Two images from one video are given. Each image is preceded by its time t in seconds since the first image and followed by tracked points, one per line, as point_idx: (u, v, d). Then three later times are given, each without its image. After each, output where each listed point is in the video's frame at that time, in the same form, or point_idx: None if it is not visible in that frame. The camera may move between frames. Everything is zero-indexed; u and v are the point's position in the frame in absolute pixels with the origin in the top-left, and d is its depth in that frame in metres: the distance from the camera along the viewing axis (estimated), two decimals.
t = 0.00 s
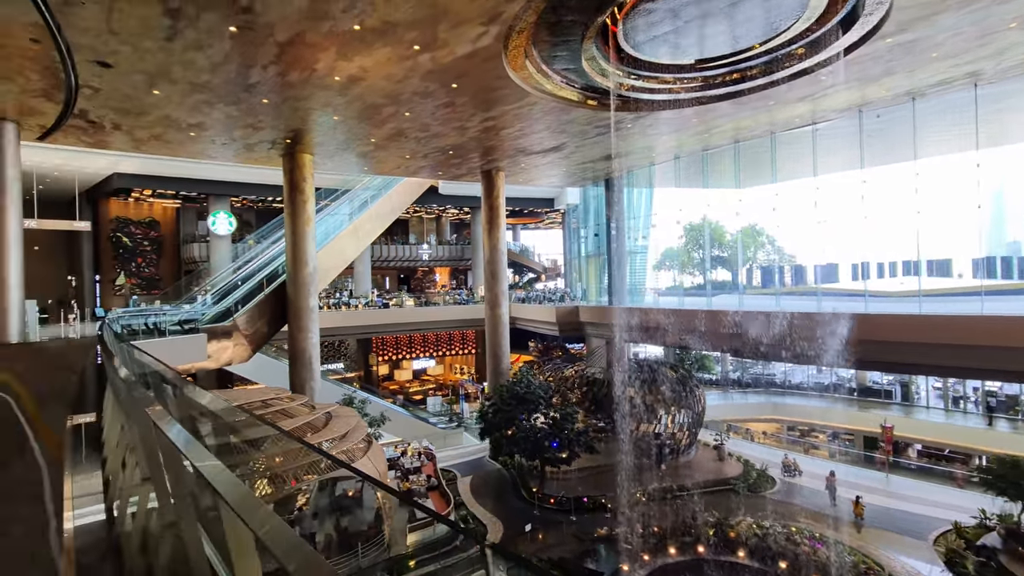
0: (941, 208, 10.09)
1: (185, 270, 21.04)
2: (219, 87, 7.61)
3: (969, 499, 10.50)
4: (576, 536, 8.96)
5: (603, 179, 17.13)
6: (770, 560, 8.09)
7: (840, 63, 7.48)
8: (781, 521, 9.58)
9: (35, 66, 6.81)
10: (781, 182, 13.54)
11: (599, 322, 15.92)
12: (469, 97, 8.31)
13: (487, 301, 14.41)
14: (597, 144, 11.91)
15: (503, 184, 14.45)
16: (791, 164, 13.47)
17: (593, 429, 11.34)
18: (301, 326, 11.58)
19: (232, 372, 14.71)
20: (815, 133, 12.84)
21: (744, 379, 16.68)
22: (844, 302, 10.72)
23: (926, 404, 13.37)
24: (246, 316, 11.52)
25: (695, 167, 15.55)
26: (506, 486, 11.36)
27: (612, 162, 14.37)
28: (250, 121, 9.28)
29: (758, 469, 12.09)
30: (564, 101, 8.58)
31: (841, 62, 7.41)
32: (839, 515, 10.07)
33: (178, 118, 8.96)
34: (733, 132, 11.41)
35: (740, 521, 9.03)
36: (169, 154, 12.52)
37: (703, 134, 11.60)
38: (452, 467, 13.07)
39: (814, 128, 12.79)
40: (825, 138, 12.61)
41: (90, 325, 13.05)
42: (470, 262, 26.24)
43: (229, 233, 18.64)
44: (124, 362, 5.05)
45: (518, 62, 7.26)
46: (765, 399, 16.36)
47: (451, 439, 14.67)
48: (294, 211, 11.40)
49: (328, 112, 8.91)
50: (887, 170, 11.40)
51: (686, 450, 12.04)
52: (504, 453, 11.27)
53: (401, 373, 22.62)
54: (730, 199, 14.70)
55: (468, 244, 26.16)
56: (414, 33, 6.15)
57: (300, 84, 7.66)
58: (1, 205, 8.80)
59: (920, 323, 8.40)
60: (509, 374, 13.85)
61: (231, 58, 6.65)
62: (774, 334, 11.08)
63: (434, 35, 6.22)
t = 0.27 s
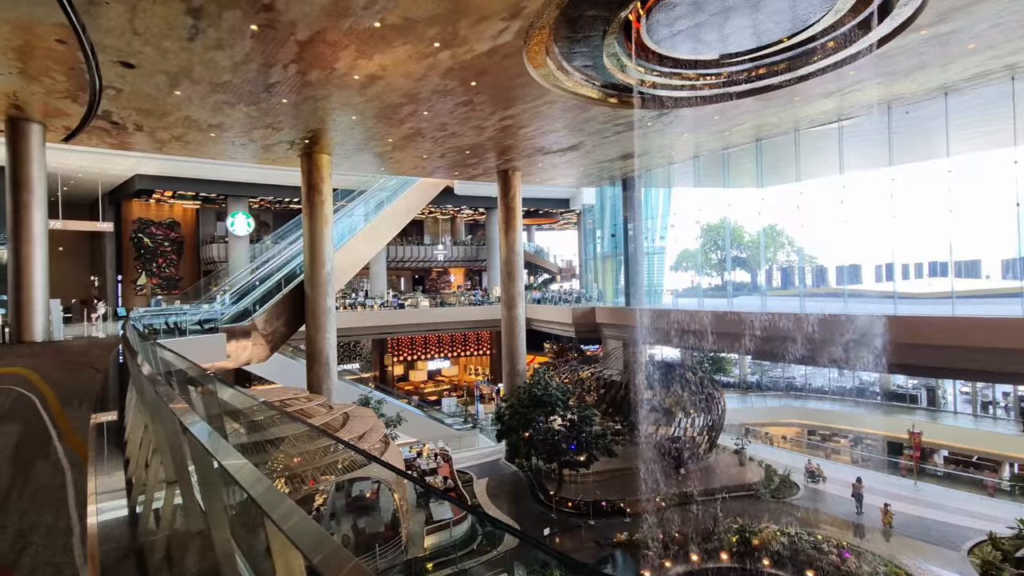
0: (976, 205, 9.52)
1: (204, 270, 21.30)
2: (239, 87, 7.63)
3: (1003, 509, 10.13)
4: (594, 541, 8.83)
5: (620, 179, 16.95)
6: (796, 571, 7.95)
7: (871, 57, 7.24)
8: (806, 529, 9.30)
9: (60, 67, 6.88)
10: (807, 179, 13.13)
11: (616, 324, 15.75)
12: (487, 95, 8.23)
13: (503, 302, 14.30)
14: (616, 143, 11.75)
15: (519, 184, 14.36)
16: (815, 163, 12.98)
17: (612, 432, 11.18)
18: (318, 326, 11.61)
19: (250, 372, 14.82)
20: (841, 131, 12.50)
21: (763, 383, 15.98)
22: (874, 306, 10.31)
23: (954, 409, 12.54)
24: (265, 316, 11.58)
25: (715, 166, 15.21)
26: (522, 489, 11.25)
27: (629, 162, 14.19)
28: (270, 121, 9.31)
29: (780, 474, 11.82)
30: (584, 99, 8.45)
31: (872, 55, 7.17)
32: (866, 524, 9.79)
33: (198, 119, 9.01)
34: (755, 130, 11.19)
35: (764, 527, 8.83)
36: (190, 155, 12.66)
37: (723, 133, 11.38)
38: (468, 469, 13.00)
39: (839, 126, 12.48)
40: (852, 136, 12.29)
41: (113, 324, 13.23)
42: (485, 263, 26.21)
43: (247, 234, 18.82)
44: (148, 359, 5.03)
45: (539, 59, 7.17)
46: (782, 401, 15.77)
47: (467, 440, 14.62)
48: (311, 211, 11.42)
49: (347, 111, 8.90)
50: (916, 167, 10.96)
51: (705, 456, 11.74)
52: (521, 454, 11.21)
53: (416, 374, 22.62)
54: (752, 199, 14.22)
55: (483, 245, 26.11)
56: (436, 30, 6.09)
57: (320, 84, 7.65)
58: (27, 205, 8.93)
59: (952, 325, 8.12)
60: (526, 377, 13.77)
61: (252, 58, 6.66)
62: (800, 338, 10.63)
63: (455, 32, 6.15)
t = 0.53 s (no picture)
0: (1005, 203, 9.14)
1: (220, 271, 21.47)
2: (255, 88, 7.62)
3: None
4: (612, 547, 8.67)
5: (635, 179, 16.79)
6: None
7: (901, 51, 7.02)
8: (828, 537, 9.04)
9: (80, 69, 6.90)
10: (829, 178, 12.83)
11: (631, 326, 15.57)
12: (504, 95, 8.13)
13: (517, 303, 14.21)
14: (632, 142, 11.59)
15: (534, 185, 14.26)
16: (837, 162, 12.79)
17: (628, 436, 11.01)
18: (332, 328, 11.58)
19: (265, 373, 14.87)
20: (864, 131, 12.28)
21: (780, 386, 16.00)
22: (899, 308, 10.01)
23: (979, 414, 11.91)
24: (279, 317, 11.60)
25: (735, 165, 15.00)
26: (537, 493, 11.12)
27: (645, 162, 14.02)
28: (285, 122, 9.29)
29: (801, 480, 11.56)
30: (602, 98, 8.31)
31: (903, 49, 6.95)
32: (892, 532, 9.51)
33: (215, 121, 9.02)
34: (774, 129, 10.97)
35: (787, 535, 8.62)
36: (206, 157, 12.73)
37: (742, 132, 11.17)
38: (482, 472, 12.90)
39: (863, 125, 12.25)
40: (875, 137, 12.11)
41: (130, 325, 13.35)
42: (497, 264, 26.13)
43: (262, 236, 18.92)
44: (165, 362, 4.98)
45: (557, 58, 7.06)
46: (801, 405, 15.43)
47: (480, 443, 14.52)
48: (326, 212, 11.41)
49: (362, 112, 8.86)
50: (942, 166, 10.67)
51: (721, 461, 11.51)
52: (536, 458, 11.10)
53: (428, 376, 22.55)
54: (772, 199, 14.08)
55: (495, 246, 26.04)
56: (453, 28, 6.00)
57: (336, 84, 7.60)
58: (47, 207, 9.00)
59: (980, 328, 7.81)
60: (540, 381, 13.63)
61: (269, 58, 6.63)
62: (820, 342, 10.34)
63: (473, 30, 6.06)
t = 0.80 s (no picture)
0: None
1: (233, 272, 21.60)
2: (271, 87, 7.60)
3: None
4: (630, 552, 8.50)
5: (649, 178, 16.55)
6: None
7: (930, 45, 6.82)
8: (852, 544, 8.77)
9: (98, 69, 6.92)
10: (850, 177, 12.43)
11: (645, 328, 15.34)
12: (520, 93, 8.04)
13: (530, 304, 14.08)
14: (648, 141, 11.44)
15: (547, 185, 14.13)
16: (861, 159, 12.16)
17: (643, 439, 10.82)
18: (345, 328, 11.55)
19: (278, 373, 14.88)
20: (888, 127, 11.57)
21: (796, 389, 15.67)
22: (926, 310, 9.69)
23: (1002, 419, 11.29)
24: (293, 317, 11.63)
25: (751, 164, 14.66)
26: (551, 495, 10.96)
27: (660, 161, 13.85)
28: (299, 122, 9.27)
29: (822, 485, 11.29)
30: (619, 96, 8.19)
31: (931, 43, 6.75)
32: (917, 540, 9.22)
33: (231, 120, 9.03)
34: (794, 127, 10.77)
35: (810, 542, 8.42)
36: (221, 158, 12.79)
37: (761, 130, 10.97)
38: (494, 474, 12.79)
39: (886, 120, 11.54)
40: (902, 133, 11.33)
41: (146, 325, 13.44)
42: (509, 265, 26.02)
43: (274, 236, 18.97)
44: (184, 361, 5.00)
45: (575, 54, 6.95)
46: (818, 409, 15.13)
47: (493, 444, 14.42)
48: (340, 212, 11.39)
49: (377, 111, 8.81)
50: (971, 164, 10.21)
51: (739, 466, 11.15)
52: (551, 460, 10.97)
53: (439, 376, 22.53)
54: (793, 199, 13.61)
55: (507, 247, 25.95)
56: (472, 24, 5.91)
57: (351, 83, 7.56)
58: (65, 207, 9.06)
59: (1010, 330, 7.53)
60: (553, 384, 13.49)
61: (285, 57, 6.60)
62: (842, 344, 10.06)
63: (491, 26, 5.98)
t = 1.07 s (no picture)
0: None
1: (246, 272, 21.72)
2: (287, 87, 7.58)
3: None
4: (646, 558, 8.37)
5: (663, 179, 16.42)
6: None
7: (959, 40, 6.62)
8: (874, 552, 8.56)
9: (115, 70, 6.94)
10: (869, 177, 12.19)
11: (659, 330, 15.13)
12: (536, 92, 7.96)
13: (543, 306, 13.99)
14: (664, 141, 11.29)
15: (560, 186, 14.03)
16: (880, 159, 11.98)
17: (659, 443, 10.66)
18: (358, 329, 11.53)
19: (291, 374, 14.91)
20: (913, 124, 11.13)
21: (811, 393, 14.91)
22: (951, 312, 9.43)
23: None
24: (307, 317, 11.64)
25: (769, 164, 14.38)
26: (564, 498, 10.85)
27: (675, 161, 13.68)
28: (314, 123, 9.26)
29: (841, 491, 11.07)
30: (637, 95, 8.07)
31: (961, 38, 6.55)
32: (942, 549, 8.97)
33: (246, 121, 9.03)
34: (813, 126, 10.57)
35: (832, 550, 8.28)
36: (235, 159, 12.84)
37: (779, 129, 10.78)
38: (507, 476, 12.71)
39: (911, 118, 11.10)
40: (925, 130, 10.97)
41: (161, 325, 13.52)
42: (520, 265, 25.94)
43: (287, 237, 19.05)
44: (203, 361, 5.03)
45: (593, 52, 6.86)
46: (836, 413, 14.85)
47: (505, 446, 14.34)
48: (353, 213, 11.37)
49: (391, 111, 8.77)
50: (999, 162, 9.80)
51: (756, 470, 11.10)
52: (564, 464, 10.82)
53: (451, 377, 22.50)
54: (812, 200, 13.36)
55: (518, 248, 25.87)
56: (489, 22, 5.84)
57: (367, 83, 7.52)
58: (82, 208, 9.13)
59: None
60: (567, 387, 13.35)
61: (301, 57, 6.58)
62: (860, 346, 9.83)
63: (509, 24, 5.91)
